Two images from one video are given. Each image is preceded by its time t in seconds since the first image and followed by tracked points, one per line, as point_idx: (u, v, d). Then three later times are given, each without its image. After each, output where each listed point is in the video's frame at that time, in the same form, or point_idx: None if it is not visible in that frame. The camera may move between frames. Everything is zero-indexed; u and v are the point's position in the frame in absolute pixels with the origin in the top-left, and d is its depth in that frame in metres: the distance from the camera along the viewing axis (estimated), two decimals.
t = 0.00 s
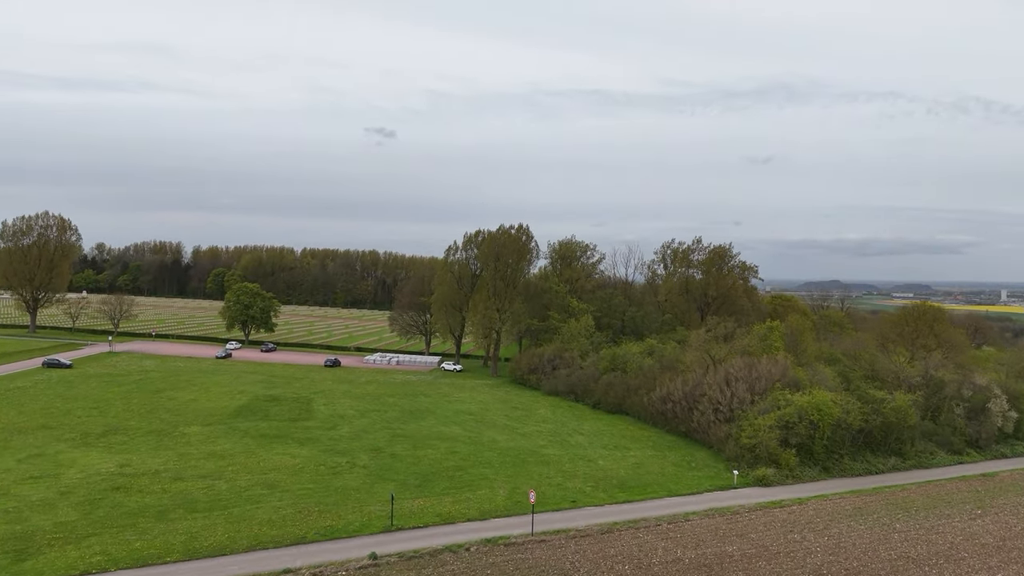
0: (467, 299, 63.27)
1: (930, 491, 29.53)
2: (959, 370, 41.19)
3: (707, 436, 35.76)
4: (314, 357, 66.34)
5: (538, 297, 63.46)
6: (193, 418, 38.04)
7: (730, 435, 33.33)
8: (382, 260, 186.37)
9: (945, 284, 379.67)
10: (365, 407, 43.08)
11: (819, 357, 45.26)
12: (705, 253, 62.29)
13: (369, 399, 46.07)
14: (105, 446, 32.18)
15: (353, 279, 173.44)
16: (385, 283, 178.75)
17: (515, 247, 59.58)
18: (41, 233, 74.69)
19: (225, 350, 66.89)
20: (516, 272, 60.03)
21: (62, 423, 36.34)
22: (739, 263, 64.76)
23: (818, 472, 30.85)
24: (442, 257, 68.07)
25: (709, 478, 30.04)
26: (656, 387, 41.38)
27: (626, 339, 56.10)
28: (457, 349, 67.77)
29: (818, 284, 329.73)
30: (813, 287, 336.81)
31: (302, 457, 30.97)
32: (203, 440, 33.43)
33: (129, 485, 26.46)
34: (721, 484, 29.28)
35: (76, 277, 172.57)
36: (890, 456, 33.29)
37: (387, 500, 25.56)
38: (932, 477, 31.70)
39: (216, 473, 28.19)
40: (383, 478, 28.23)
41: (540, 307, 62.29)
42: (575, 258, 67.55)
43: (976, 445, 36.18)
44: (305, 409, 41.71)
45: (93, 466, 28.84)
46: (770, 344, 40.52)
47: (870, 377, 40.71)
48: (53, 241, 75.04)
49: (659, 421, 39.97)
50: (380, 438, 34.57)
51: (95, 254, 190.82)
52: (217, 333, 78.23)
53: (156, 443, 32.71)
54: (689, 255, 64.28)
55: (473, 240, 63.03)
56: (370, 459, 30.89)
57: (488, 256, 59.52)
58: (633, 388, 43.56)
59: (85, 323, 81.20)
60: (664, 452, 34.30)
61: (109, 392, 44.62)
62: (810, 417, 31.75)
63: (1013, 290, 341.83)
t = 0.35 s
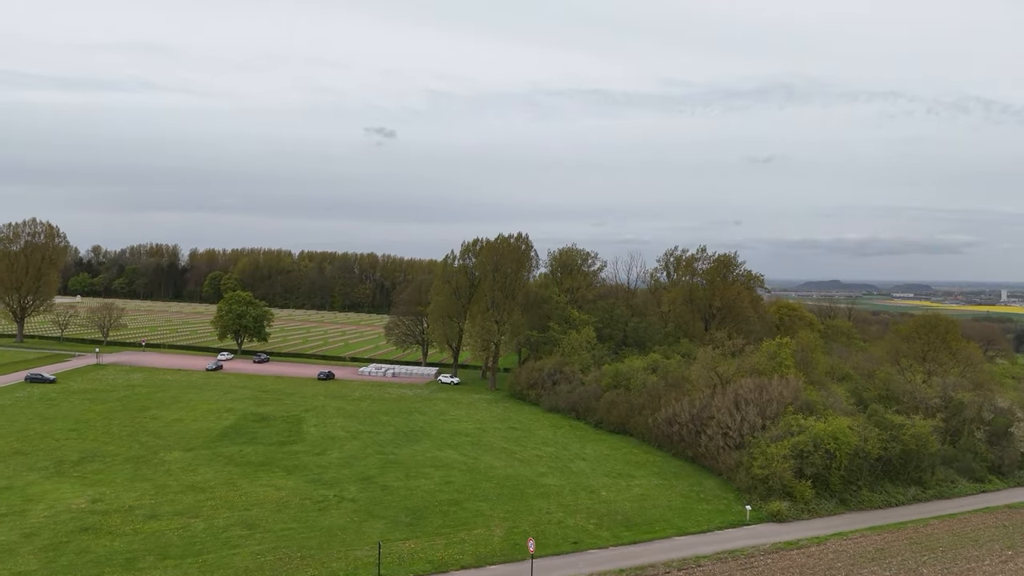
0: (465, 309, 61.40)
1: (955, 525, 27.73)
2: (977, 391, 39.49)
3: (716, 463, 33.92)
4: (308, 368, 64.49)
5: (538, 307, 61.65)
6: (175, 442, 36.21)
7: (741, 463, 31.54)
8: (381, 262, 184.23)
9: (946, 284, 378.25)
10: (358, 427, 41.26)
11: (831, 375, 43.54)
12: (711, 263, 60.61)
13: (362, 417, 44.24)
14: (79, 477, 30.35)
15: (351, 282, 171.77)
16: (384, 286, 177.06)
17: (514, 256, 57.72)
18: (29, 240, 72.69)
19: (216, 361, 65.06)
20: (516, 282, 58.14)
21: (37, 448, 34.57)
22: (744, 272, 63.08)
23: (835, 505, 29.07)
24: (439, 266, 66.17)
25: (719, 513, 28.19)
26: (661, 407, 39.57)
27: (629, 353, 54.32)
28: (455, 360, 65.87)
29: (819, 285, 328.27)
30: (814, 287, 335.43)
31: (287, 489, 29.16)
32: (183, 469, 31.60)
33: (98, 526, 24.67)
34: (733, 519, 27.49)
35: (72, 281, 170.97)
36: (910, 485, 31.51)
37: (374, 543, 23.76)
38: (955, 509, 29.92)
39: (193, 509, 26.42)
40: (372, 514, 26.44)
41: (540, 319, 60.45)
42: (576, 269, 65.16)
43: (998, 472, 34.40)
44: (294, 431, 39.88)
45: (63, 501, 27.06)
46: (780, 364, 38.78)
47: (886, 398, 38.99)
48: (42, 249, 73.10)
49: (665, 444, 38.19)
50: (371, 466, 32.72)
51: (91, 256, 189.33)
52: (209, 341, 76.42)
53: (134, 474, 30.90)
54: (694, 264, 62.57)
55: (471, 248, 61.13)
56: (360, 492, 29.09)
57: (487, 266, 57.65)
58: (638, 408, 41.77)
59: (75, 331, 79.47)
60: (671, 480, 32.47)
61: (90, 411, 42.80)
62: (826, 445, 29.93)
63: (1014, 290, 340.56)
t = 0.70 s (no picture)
0: (462, 320, 59.54)
1: (984, 565, 25.91)
2: (998, 412, 37.67)
3: (726, 492, 32.11)
4: (301, 380, 62.59)
5: (538, 318, 59.82)
6: (155, 469, 34.37)
7: (755, 495, 29.72)
8: (379, 265, 181.88)
9: (947, 284, 377.21)
10: (349, 449, 39.44)
11: (842, 393, 41.78)
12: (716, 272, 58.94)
13: (354, 437, 42.37)
14: (49, 511, 28.53)
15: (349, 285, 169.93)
16: (382, 290, 175.14)
17: (513, 265, 55.92)
18: (17, 247, 71.16)
19: (207, 373, 63.24)
20: (515, 292, 56.25)
21: (9, 475, 32.74)
22: (750, 282, 61.35)
23: (854, 540, 27.32)
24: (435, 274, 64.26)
25: (732, 552, 26.36)
26: (667, 430, 37.74)
27: (631, 367, 52.53)
28: (452, 372, 64.01)
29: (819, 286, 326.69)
30: (814, 287, 333.64)
31: (270, 524, 27.35)
32: (160, 501, 29.77)
33: (63, 571, 22.88)
34: (747, 559, 25.69)
35: (67, 285, 169.57)
36: (932, 518, 29.71)
37: None
38: (982, 545, 28.13)
39: (167, 550, 24.60)
40: (359, 556, 24.64)
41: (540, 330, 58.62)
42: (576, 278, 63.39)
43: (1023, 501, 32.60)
44: (282, 453, 38.02)
45: (28, 540, 25.24)
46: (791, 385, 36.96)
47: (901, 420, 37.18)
48: (28, 255, 71.07)
49: (671, 468, 36.42)
50: (360, 497, 30.86)
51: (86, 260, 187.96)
52: (201, 351, 74.61)
53: (107, 508, 29.06)
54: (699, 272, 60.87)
55: (469, 257, 59.26)
56: (347, 527, 27.28)
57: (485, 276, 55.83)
58: (642, 429, 39.97)
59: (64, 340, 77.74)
60: (679, 511, 30.66)
61: (70, 432, 40.96)
62: (844, 477, 28.12)
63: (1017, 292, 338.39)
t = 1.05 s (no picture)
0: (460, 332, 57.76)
1: None
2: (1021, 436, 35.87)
3: (738, 525, 30.38)
4: (294, 394, 60.68)
5: (538, 329, 58.00)
6: (133, 499, 32.49)
7: (769, 530, 27.93)
8: (376, 268, 179.53)
9: (947, 284, 375.89)
10: (339, 473, 37.57)
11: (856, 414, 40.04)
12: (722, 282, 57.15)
13: (346, 459, 40.46)
14: (15, 549, 26.69)
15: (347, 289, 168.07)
16: (380, 293, 173.23)
17: (512, 275, 54.08)
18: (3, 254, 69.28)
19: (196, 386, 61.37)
20: (514, 303, 54.42)
21: None
22: (756, 292, 59.56)
23: None
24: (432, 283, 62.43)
25: None
26: (673, 455, 35.98)
27: (635, 383, 50.77)
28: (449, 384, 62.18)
29: (821, 287, 324.64)
30: (814, 288, 331.61)
31: (251, 565, 25.47)
32: (136, 537, 27.94)
33: None
34: None
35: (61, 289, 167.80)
36: (958, 554, 27.91)
37: None
38: None
39: None
40: None
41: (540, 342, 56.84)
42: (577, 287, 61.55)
43: None
44: (268, 479, 36.16)
45: None
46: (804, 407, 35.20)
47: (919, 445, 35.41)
48: (14, 261, 69.01)
49: (679, 495, 34.65)
50: (349, 532, 28.99)
51: (81, 263, 186.17)
52: (191, 361, 72.74)
53: (78, 546, 27.20)
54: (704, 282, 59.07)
55: (466, 267, 57.38)
56: (333, 569, 25.43)
57: (483, 286, 53.98)
58: (647, 452, 38.19)
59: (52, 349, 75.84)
60: (689, 546, 28.90)
61: (48, 454, 39.12)
62: (865, 513, 26.33)
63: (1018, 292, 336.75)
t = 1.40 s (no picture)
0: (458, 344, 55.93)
1: None
2: None
3: (752, 563, 28.53)
4: (286, 407, 58.82)
5: (538, 341, 56.17)
6: (109, 532, 30.64)
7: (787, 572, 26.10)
8: (375, 271, 177.42)
9: (948, 283, 374.38)
10: (329, 499, 35.67)
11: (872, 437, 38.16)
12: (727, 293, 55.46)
13: (336, 483, 38.57)
14: None
15: (345, 292, 166.07)
16: (379, 297, 171.22)
17: (511, 285, 52.21)
18: None
19: (186, 399, 59.47)
20: (514, 315, 52.51)
21: None
22: (762, 304, 57.81)
23: None
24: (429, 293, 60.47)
25: None
26: (681, 483, 34.13)
27: (638, 400, 48.88)
28: (447, 398, 60.29)
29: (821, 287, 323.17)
30: (814, 287, 329.67)
31: None
32: None
33: None
34: None
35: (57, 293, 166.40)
36: None
37: None
38: None
39: None
40: None
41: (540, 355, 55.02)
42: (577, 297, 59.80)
43: None
44: (254, 507, 34.30)
45: None
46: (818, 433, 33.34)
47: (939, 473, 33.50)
48: None
49: (688, 527, 32.80)
50: (335, 571, 27.14)
51: (77, 266, 184.65)
52: (183, 372, 70.91)
53: None
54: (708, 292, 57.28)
55: (464, 277, 55.55)
56: None
57: (481, 297, 52.09)
58: (654, 477, 36.37)
59: (40, 359, 74.01)
60: None
61: (23, 479, 37.25)
62: (890, 555, 24.46)
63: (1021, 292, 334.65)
